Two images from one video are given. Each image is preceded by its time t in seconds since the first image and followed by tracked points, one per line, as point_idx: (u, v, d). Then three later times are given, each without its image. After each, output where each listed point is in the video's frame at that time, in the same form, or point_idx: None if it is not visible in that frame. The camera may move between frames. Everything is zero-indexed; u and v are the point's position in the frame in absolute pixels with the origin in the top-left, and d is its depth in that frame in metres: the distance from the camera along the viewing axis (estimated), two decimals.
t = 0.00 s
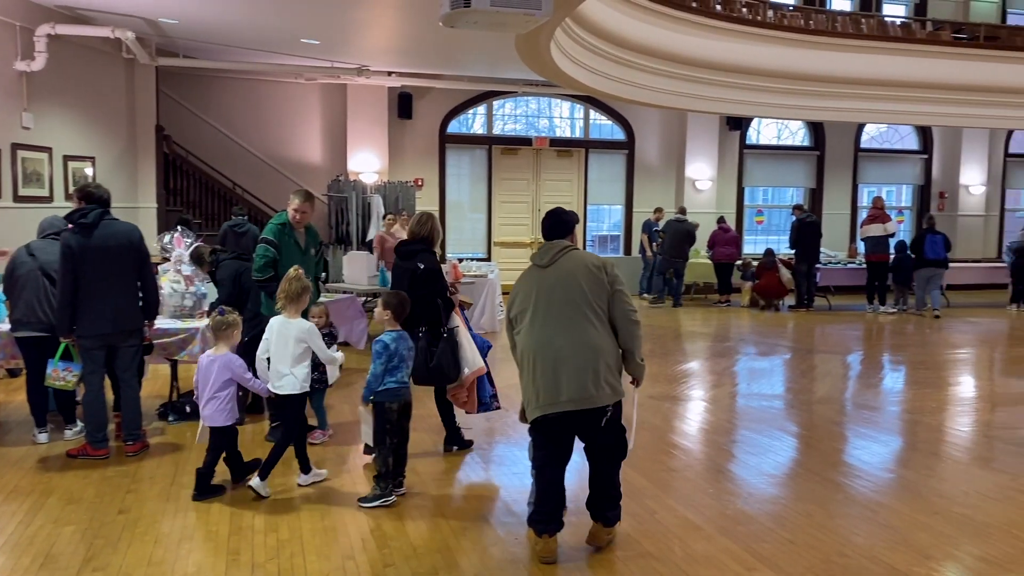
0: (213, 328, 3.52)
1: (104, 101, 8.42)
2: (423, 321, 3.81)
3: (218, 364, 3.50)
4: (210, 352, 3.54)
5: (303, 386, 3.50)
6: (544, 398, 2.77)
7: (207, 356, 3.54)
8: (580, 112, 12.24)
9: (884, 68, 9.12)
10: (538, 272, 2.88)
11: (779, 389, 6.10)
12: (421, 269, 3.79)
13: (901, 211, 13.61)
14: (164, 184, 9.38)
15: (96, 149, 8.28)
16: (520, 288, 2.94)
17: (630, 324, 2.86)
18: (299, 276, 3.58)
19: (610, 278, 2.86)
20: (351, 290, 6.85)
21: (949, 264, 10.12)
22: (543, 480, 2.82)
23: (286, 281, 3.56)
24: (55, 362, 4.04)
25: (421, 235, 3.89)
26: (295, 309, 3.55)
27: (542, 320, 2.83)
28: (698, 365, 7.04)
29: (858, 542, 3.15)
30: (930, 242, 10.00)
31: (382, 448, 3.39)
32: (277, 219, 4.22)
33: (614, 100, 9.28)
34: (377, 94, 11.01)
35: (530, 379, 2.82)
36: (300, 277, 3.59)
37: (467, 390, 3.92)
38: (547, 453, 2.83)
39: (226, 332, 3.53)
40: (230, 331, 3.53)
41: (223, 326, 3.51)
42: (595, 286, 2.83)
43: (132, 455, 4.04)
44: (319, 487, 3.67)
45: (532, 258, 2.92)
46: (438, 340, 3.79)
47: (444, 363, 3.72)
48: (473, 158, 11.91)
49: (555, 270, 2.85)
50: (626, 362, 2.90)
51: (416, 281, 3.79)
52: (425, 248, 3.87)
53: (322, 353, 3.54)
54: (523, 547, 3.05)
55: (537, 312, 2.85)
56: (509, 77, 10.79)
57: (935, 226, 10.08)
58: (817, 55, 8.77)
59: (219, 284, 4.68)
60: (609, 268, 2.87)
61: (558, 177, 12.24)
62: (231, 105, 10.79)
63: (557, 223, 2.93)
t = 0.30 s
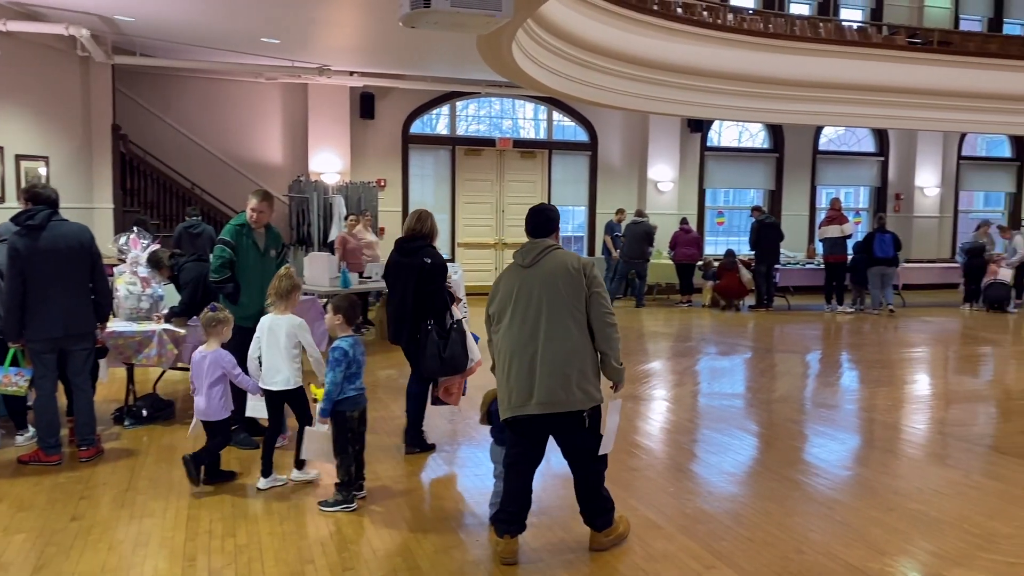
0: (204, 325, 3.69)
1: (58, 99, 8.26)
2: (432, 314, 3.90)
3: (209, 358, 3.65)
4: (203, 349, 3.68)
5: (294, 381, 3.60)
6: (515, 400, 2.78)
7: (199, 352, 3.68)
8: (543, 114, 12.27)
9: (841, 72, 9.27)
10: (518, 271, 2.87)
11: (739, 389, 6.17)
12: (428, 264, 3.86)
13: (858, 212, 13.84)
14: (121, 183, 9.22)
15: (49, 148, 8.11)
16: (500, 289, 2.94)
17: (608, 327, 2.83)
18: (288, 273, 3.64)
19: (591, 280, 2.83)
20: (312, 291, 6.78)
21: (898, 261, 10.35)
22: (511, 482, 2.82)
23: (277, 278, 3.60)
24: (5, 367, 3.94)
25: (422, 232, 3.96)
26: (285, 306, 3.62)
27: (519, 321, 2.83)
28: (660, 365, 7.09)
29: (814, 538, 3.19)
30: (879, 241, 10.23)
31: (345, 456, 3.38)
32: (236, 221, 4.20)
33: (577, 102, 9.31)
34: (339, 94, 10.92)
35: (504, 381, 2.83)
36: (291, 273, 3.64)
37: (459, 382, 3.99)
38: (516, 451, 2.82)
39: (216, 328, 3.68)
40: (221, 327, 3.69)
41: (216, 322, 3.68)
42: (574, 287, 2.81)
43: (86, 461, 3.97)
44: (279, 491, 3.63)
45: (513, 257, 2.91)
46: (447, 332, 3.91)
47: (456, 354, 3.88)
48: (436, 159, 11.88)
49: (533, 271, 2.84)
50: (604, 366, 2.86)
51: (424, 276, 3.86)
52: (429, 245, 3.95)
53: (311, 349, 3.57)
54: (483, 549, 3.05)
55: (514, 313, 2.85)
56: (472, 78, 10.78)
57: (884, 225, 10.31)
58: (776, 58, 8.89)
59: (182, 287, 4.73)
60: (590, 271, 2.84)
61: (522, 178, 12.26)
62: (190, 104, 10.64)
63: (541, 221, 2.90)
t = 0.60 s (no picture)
0: (204, 328, 3.76)
1: (8, 97, 8.08)
2: (428, 312, 4.02)
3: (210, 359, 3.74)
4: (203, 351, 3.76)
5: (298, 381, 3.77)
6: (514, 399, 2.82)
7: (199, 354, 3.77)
8: (506, 115, 12.27)
9: (799, 76, 9.41)
10: (515, 272, 2.90)
11: (700, 388, 6.22)
12: (418, 265, 4.00)
13: (816, 213, 14.06)
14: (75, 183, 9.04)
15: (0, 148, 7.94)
16: (496, 291, 2.97)
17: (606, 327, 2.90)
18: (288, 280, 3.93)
19: (589, 281, 2.90)
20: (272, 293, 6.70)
21: (855, 261, 10.50)
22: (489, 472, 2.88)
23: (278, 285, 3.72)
24: None
25: (407, 234, 4.10)
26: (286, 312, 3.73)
27: (517, 322, 2.87)
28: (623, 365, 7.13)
29: (772, 535, 3.23)
30: (837, 241, 10.38)
31: (302, 461, 3.35)
32: (194, 221, 4.13)
33: (539, 103, 9.34)
34: (300, 94, 10.82)
35: (503, 381, 2.87)
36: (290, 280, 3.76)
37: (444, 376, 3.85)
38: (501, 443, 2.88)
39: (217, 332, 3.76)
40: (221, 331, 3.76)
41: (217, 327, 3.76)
42: (572, 289, 2.87)
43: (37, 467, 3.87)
44: (237, 495, 3.58)
45: (511, 258, 2.94)
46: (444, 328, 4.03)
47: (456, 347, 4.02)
48: (398, 160, 11.82)
49: (530, 272, 2.88)
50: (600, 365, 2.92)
51: (415, 275, 4.00)
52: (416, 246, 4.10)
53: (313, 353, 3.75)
54: (444, 551, 3.04)
55: (511, 315, 2.89)
56: (434, 78, 10.75)
57: (842, 226, 10.48)
58: (736, 61, 9.00)
59: (138, 290, 4.57)
60: (585, 272, 2.90)
61: (485, 178, 12.25)
62: (147, 103, 10.48)
63: (535, 223, 2.94)
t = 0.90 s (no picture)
0: (206, 321, 3.88)
1: None
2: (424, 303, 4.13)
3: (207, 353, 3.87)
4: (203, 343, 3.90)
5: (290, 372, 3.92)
6: (501, 393, 2.93)
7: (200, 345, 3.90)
8: (468, 115, 12.25)
9: (758, 78, 9.53)
10: (495, 270, 3.01)
11: (662, 387, 6.28)
12: (404, 260, 4.21)
13: (774, 214, 14.25)
14: (26, 182, 8.84)
15: None
16: (475, 288, 3.07)
17: (585, 319, 3.03)
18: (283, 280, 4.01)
19: (566, 276, 3.02)
20: (230, 295, 6.60)
21: (813, 261, 10.71)
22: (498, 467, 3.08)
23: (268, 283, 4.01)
24: None
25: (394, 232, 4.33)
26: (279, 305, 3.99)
27: (499, 318, 2.97)
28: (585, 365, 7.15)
29: (730, 533, 3.27)
30: (797, 241, 10.54)
31: (258, 462, 3.31)
32: (147, 221, 4.06)
33: (501, 104, 9.34)
34: (260, 92, 10.70)
35: (487, 375, 2.97)
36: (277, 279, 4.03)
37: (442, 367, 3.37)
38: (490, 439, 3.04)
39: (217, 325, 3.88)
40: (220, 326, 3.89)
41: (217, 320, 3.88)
42: (551, 284, 2.99)
43: None
44: (195, 500, 3.52)
45: (489, 256, 3.05)
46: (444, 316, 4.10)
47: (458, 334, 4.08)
48: (360, 160, 11.75)
49: (511, 269, 2.99)
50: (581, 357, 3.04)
51: (403, 270, 4.21)
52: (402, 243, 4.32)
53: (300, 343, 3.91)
54: (406, 553, 3.02)
55: (493, 311, 2.99)
56: (395, 78, 10.69)
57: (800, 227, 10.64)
58: (695, 63, 9.08)
59: (91, 291, 4.51)
60: (563, 268, 3.02)
61: (447, 178, 12.21)
62: (102, 100, 10.29)
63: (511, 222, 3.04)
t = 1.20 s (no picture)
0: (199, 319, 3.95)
1: None
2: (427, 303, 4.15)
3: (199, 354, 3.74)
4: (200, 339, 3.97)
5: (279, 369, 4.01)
6: (475, 394, 2.93)
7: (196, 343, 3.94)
8: (430, 115, 12.21)
9: (717, 80, 9.62)
10: (464, 271, 3.00)
11: (624, 386, 6.30)
12: (401, 261, 4.20)
13: (733, 215, 14.42)
14: None
15: None
16: (442, 288, 3.05)
17: (548, 317, 3.09)
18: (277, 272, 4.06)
19: (533, 276, 3.06)
20: (186, 295, 6.49)
21: (771, 261, 10.84)
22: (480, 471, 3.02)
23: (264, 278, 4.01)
24: None
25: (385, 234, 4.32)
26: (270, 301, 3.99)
27: (469, 319, 2.97)
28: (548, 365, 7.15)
29: (690, 531, 3.28)
30: (756, 242, 10.67)
31: (214, 465, 3.25)
32: (94, 222, 3.98)
33: (463, 104, 9.32)
34: (218, 91, 10.55)
35: (459, 376, 2.97)
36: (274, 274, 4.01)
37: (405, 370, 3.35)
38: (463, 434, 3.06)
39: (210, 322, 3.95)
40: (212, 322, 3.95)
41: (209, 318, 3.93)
42: (519, 285, 3.01)
43: None
44: (148, 506, 3.45)
45: (457, 257, 3.04)
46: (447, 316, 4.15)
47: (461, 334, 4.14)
48: (320, 159, 11.64)
49: (479, 271, 2.99)
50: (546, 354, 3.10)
51: (400, 271, 4.19)
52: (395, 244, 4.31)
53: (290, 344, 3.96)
54: (366, 557, 2.98)
55: (463, 313, 2.98)
56: (356, 77, 10.61)
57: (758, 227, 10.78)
58: (654, 65, 9.14)
59: (40, 293, 4.43)
60: (529, 269, 3.06)
61: (408, 178, 12.16)
62: (54, 98, 10.07)
63: (475, 223, 3.04)
